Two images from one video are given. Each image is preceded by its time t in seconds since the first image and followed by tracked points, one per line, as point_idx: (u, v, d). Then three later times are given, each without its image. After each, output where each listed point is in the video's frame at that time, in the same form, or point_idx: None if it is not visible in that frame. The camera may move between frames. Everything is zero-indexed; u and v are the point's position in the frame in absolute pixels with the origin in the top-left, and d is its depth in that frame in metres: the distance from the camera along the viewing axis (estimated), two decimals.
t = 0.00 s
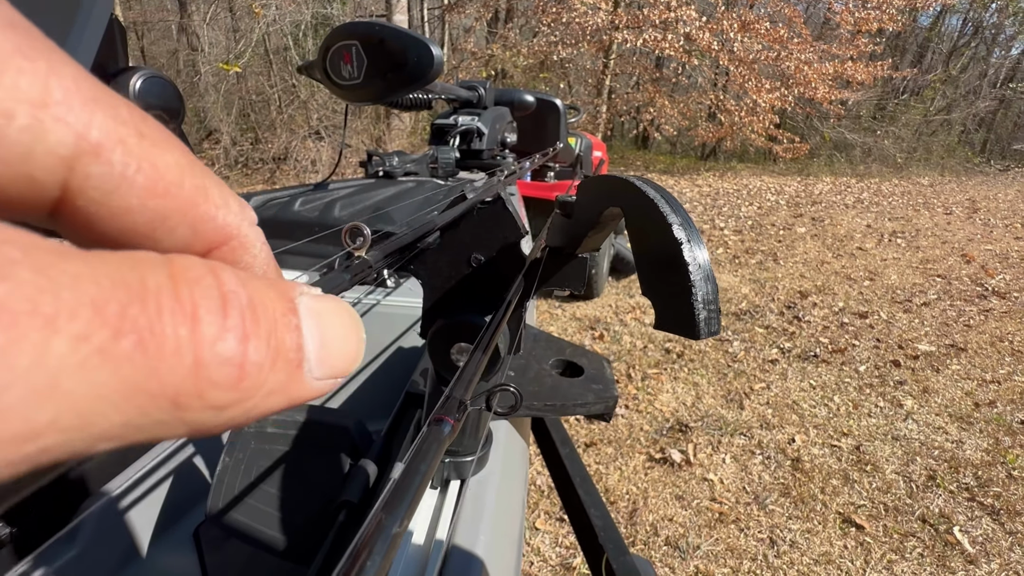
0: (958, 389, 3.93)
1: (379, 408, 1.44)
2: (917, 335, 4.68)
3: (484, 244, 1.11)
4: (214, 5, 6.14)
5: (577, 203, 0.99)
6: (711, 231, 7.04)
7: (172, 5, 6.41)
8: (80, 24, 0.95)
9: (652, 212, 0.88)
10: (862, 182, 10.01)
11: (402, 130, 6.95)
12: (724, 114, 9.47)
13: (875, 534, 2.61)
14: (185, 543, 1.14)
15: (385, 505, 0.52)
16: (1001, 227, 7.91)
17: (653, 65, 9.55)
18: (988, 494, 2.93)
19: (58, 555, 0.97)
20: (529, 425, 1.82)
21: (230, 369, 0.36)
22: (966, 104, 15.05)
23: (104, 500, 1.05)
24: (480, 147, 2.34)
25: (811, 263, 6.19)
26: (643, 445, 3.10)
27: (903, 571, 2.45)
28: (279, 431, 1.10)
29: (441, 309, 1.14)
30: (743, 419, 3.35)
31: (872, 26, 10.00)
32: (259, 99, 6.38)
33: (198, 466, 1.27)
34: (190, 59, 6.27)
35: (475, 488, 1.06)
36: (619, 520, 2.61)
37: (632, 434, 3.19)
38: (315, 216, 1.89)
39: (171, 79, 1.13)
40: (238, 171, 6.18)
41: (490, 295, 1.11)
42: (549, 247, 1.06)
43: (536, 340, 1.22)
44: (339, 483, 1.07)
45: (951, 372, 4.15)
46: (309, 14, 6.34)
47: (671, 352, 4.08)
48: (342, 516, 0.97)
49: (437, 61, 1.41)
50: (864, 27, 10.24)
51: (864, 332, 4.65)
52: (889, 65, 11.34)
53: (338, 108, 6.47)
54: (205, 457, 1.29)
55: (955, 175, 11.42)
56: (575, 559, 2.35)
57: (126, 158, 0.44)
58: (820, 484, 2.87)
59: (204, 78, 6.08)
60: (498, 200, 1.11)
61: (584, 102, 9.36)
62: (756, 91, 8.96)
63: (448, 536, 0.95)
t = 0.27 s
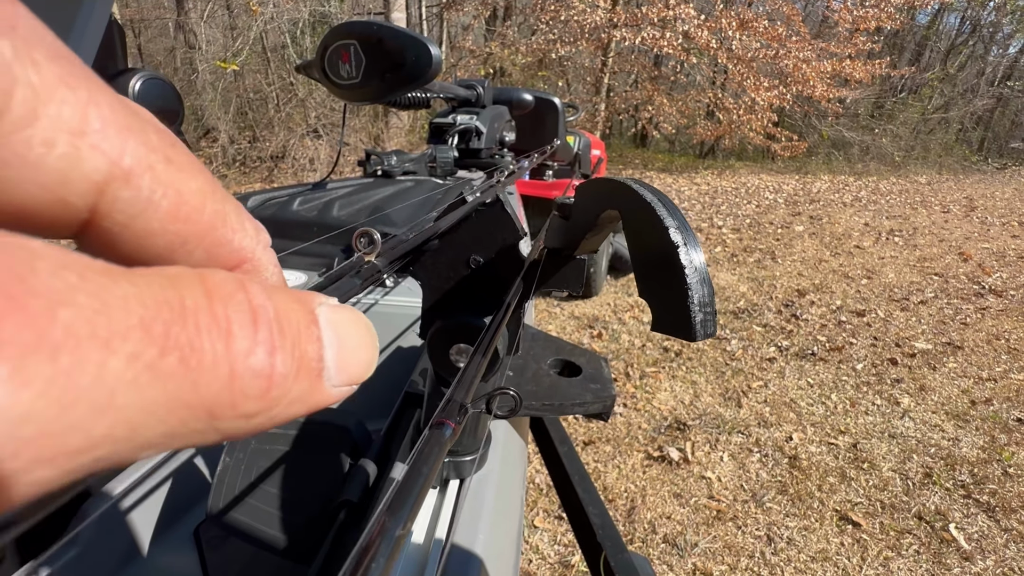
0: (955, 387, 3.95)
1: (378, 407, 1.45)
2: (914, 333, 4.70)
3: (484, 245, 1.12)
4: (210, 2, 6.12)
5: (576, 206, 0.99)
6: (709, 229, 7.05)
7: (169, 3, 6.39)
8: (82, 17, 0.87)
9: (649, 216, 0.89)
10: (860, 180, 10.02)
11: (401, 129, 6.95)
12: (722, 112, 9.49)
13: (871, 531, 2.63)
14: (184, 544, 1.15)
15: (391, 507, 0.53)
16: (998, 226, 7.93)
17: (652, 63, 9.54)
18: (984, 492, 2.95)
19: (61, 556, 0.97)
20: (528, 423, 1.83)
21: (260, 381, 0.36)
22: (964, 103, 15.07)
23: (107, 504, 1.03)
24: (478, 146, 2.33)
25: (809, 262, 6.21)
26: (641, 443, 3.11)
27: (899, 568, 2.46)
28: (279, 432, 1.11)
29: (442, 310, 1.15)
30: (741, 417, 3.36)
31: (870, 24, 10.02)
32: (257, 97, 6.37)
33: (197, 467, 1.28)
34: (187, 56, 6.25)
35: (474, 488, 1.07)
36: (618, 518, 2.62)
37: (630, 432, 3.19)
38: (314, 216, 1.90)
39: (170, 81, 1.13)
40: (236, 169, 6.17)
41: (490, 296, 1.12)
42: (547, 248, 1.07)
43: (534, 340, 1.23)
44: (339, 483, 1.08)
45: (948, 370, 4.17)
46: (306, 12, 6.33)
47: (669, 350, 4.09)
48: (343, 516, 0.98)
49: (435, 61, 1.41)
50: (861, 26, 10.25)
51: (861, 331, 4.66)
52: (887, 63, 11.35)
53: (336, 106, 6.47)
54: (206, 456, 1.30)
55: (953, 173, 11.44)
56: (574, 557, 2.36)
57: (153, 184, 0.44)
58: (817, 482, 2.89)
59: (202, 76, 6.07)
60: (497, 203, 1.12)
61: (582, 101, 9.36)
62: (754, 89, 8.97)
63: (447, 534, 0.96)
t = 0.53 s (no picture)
0: (952, 385, 3.96)
1: (379, 408, 1.46)
2: (912, 331, 4.71)
3: (479, 247, 1.10)
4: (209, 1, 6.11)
5: (570, 210, 1.00)
6: (708, 228, 7.05)
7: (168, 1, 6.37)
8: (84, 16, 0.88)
9: (642, 221, 0.90)
10: (859, 178, 10.03)
11: (399, 127, 6.94)
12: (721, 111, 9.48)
13: (868, 529, 2.64)
14: (186, 541, 1.14)
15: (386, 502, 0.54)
16: (996, 224, 7.94)
17: (651, 61, 9.53)
18: (980, 490, 2.96)
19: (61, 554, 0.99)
20: (525, 421, 1.84)
21: (275, 393, 0.39)
22: (963, 101, 15.07)
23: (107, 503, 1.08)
24: (477, 145, 2.34)
25: (807, 260, 6.22)
26: (639, 441, 3.12)
27: (896, 566, 2.48)
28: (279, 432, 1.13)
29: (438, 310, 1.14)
30: (739, 416, 3.37)
31: (869, 23, 10.02)
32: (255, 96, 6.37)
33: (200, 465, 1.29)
34: (186, 55, 6.24)
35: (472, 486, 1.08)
36: (615, 516, 2.63)
37: (629, 430, 3.21)
38: (313, 216, 1.89)
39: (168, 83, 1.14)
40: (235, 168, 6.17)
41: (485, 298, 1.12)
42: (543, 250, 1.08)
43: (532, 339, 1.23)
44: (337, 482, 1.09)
45: (946, 368, 4.18)
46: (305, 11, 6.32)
47: (667, 349, 4.11)
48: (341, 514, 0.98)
49: (433, 61, 1.42)
50: (861, 24, 10.26)
51: (859, 329, 4.68)
52: (886, 61, 11.36)
53: (335, 105, 6.47)
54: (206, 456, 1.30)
55: (952, 171, 11.45)
56: (572, 555, 2.37)
57: (199, 207, 0.50)
58: (814, 480, 2.91)
59: (200, 75, 6.07)
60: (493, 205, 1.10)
61: (582, 99, 9.35)
62: (753, 87, 8.97)
63: (444, 532, 0.97)
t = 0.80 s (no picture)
0: (952, 383, 3.97)
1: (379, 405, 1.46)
2: (911, 329, 4.72)
3: (480, 242, 1.18)
4: None
5: (571, 202, 1.01)
6: (708, 226, 7.06)
7: None
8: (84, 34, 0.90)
9: (644, 212, 0.91)
10: (859, 177, 10.02)
11: (399, 126, 6.94)
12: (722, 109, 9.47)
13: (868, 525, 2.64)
14: (190, 535, 1.15)
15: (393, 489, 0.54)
16: (997, 222, 7.93)
17: (651, 59, 9.51)
18: (979, 486, 2.97)
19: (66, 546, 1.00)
20: (526, 416, 1.85)
21: (328, 379, 0.45)
22: (963, 99, 15.05)
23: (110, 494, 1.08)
24: (478, 143, 2.37)
25: (807, 258, 6.23)
26: (640, 439, 3.13)
27: (896, 562, 2.48)
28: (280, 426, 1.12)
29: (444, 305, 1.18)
30: (739, 413, 3.38)
31: (869, 21, 10.02)
32: (255, 95, 6.37)
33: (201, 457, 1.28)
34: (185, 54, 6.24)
35: (474, 479, 1.09)
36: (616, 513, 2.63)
37: (629, 428, 3.22)
38: (313, 213, 1.89)
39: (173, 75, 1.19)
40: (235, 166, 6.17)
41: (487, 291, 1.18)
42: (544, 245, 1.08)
43: (534, 335, 1.25)
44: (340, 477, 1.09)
45: (945, 366, 4.18)
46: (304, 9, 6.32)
47: (668, 347, 4.11)
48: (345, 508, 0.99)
49: (433, 58, 1.42)
50: (861, 22, 10.26)
51: (859, 327, 4.68)
52: (887, 60, 11.35)
53: (335, 104, 6.47)
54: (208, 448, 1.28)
55: (952, 170, 11.43)
56: (573, 552, 2.38)
57: (255, 195, 0.58)
58: (814, 477, 2.91)
59: (200, 73, 6.06)
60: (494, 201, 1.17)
61: (582, 97, 9.34)
62: (753, 86, 8.97)
63: (445, 524, 0.99)
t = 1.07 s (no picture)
0: (952, 376, 3.96)
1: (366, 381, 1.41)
2: (911, 324, 4.71)
3: (468, 204, 1.03)
4: None
5: (560, 162, 1.04)
6: (707, 223, 7.05)
7: None
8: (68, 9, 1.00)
9: (628, 164, 0.97)
10: (860, 174, 10.01)
11: (399, 124, 6.95)
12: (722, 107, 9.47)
13: (866, 516, 2.65)
14: (182, 510, 1.15)
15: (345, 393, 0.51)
16: (997, 219, 7.92)
17: (651, 57, 9.50)
18: (978, 477, 2.97)
19: (56, 517, 1.00)
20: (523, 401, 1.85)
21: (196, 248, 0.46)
22: (964, 97, 15.02)
23: (101, 465, 1.08)
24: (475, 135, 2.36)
25: (807, 254, 6.22)
26: (638, 431, 3.13)
27: (894, 552, 2.48)
28: (268, 397, 1.14)
29: (428, 269, 1.07)
30: (738, 406, 3.38)
31: (869, 18, 10.01)
32: (255, 93, 6.39)
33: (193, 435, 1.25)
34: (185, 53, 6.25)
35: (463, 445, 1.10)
36: (614, 504, 2.64)
37: (628, 420, 3.22)
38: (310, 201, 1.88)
39: (161, 51, 1.25)
40: (235, 165, 6.17)
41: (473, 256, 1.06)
42: (531, 209, 1.07)
43: (529, 315, 1.32)
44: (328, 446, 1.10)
45: (945, 360, 4.17)
46: (304, 7, 6.33)
47: (666, 341, 4.12)
48: (331, 473, 1.01)
49: (428, 44, 1.42)
50: (861, 20, 10.25)
51: (858, 322, 4.68)
52: (887, 57, 11.32)
53: (334, 101, 6.48)
54: (201, 423, 1.26)
55: (953, 167, 11.41)
56: (570, 541, 2.39)
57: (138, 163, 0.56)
58: (812, 469, 2.91)
59: (199, 72, 6.07)
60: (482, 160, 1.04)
61: (582, 95, 9.34)
62: (753, 83, 8.97)
63: (433, 487, 0.99)
